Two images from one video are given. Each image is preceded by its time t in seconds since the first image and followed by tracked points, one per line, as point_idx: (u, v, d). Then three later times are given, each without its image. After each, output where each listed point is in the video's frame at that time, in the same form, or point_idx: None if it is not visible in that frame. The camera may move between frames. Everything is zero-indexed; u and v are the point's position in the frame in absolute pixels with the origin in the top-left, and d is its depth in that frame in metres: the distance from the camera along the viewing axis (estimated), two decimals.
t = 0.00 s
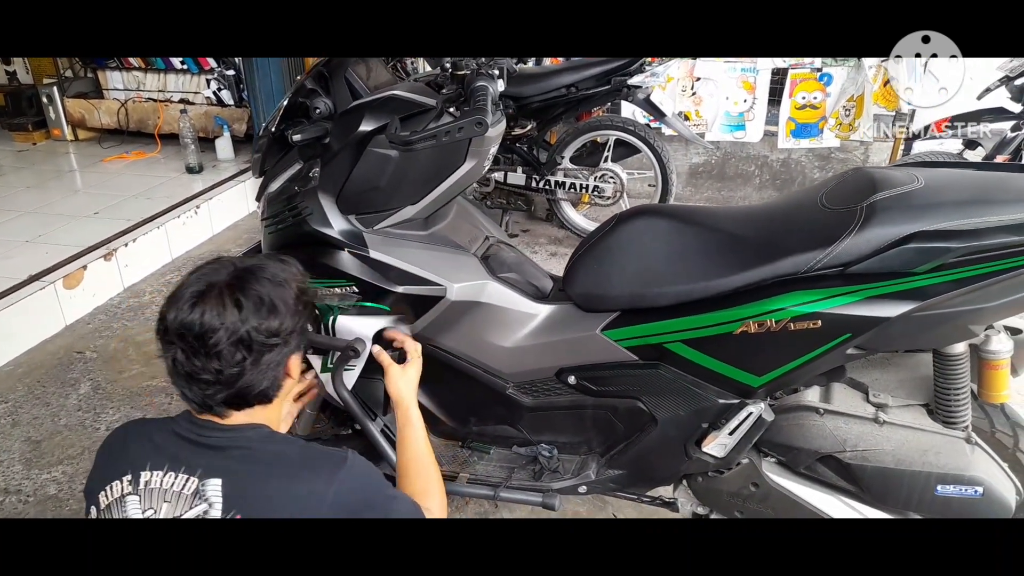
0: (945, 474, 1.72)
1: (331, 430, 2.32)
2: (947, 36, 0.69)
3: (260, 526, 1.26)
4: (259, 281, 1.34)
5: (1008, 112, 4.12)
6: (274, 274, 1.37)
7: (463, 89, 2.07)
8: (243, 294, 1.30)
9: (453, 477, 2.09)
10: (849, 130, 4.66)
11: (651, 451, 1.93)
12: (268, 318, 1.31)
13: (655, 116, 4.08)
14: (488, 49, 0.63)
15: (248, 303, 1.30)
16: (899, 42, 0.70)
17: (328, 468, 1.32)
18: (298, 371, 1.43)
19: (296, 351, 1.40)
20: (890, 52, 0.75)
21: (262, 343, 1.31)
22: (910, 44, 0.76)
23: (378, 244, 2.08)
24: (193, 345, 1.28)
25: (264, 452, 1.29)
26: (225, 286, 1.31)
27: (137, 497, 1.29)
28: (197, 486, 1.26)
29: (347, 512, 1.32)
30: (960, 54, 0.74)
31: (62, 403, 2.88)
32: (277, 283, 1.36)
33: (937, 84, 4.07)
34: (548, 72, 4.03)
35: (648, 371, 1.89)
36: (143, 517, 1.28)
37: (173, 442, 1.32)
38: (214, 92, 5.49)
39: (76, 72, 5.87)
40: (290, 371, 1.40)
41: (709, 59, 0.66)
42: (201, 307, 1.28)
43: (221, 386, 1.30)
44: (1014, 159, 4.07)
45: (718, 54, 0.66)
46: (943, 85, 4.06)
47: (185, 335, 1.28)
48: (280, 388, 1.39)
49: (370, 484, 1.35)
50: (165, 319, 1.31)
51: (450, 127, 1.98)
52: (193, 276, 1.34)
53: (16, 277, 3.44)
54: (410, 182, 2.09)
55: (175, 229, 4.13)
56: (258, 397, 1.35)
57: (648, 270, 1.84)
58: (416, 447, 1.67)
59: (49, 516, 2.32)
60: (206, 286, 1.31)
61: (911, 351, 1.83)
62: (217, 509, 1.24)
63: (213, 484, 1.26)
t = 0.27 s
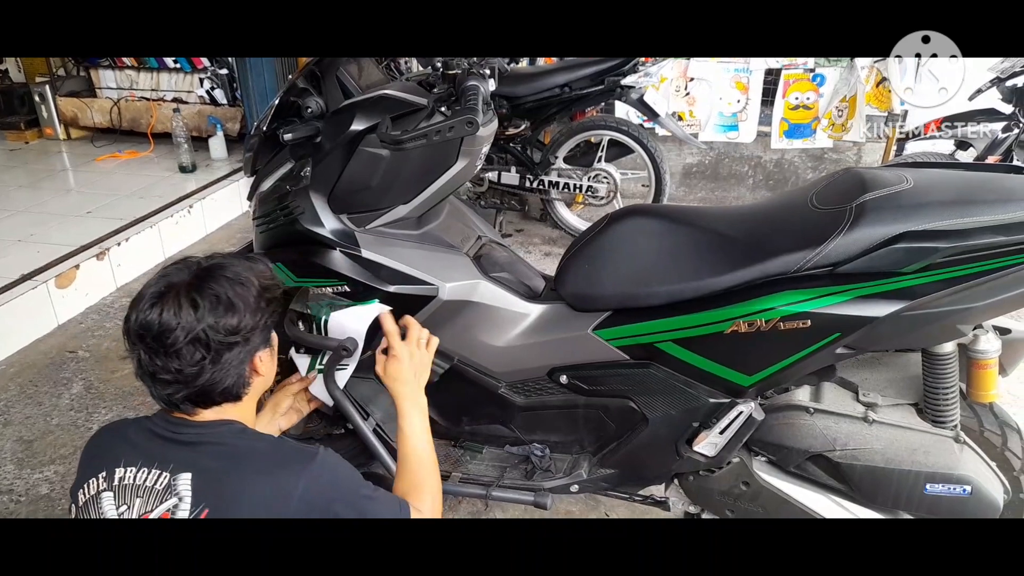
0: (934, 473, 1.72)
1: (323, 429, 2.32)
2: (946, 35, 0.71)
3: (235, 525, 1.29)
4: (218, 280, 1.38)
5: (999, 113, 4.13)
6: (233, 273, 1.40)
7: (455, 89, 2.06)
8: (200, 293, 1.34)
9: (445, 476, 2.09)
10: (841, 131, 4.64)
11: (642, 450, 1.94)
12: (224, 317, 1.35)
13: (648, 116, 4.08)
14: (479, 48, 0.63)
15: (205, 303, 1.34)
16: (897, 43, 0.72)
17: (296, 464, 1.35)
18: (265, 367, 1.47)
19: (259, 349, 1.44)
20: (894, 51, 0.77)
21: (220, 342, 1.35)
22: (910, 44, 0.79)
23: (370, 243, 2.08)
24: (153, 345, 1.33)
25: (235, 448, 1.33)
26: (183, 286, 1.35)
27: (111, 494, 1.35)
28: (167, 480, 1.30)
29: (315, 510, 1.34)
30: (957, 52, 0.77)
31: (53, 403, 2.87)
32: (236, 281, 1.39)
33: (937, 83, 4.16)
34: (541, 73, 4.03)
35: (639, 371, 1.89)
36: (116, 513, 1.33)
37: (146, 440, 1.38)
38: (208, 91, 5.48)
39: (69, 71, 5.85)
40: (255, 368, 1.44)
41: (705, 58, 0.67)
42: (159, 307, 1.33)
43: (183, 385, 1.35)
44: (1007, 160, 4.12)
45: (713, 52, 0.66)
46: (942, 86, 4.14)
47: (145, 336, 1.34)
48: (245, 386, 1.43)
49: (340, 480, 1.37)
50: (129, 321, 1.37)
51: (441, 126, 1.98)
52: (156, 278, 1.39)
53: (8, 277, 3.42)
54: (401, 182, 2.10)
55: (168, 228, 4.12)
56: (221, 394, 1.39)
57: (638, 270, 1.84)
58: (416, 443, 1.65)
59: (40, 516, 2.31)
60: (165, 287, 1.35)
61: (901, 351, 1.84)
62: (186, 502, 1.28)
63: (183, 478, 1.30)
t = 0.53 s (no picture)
0: (934, 471, 1.73)
1: (325, 428, 2.34)
2: (947, 34, 0.71)
3: (236, 524, 1.31)
4: (209, 279, 1.40)
5: (1000, 112, 4.12)
6: (225, 273, 1.43)
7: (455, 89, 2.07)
8: (189, 291, 1.37)
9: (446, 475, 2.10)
10: (842, 130, 4.65)
11: (642, 448, 1.94)
12: (211, 315, 1.37)
13: (649, 116, 4.09)
14: (479, 49, 0.64)
15: (193, 300, 1.37)
16: (898, 42, 0.72)
17: (288, 457, 1.36)
18: (257, 368, 1.47)
19: (250, 350, 1.44)
20: (894, 51, 0.77)
21: (206, 340, 1.37)
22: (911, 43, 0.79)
23: (371, 243, 2.09)
24: (144, 341, 1.37)
25: (227, 444, 1.35)
26: (175, 285, 1.38)
27: (110, 492, 1.36)
28: (165, 477, 1.33)
29: (307, 502, 1.35)
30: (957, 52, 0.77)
31: (58, 402, 2.88)
32: (226, 281, 1.41)
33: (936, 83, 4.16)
34: (543, 73, 4.04)
35: (639, 370, 1.90)
36: (115, 510, 1.35)
37: (145, 438, 1.40)
38: (211, 91, 5.44)
39: (73, 72, 5.87)
40: (246, 368, 1.45)
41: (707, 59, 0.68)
42: (151, 304, 1.37)
43: (172, 382, 1.38)
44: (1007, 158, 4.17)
45: (712, 53, 0.67)
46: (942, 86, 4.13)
47: (138, 332, 1.37)
48: (236, 386, 1.44)
49: (334, 472, 1.38)
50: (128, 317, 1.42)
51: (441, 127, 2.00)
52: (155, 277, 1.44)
53: (12, 277, 3.44)
54: (402, 182, 2.10)
55: (172, 228, 4.14)
56: (209, 392, 1.40)
57: (638, 269, 1.85)
58: (428, 435, 1.66)
59: (45, 515, 2.33)
60: (160, 285, 1.39)
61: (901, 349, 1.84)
62: (183, 498, 1.31)
63: (180, 474, 1.32)
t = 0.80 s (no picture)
0: (929, 471, 1.73)
1: (322, 427, 2.34)
2: (947, 35, 0.72)
3: (234, 525, 1.31)
4: (208, 277, 1.41)
5: (998, 113, 4.15)
6: (225, 271, 1.43)
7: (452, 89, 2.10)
8: (188, 289, 1.38)
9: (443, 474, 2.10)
10: (841, 131, 4.66)
11: (639, 448, 1.95)
12: (208, 312, 1.37)
13: (647, 116, 4.09)
14: (477, 50, 0.65)
15: (191, 297, 1.38)
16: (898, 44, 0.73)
17: (281, 456, 1.35)
18: (253, 368, 1.47)
19: (247, 349, 1.44)
20: (893, 52, 0.78)
21: (202, 337, 1.37)
22: (910, 44, 0.79)
23: (369, 242, 2.10)
24: (142, 335, 1.38)
25: (221, 443, 1.35)
26: (174, 282, 1.39)
27: (105, 489, 1.37)
28: (161, 474, 1.33)
29: (298, 503, 1.34)
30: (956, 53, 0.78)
31: (55, 400, 2.88)
32: (225, 279, 1.42)
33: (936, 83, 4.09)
34: (541, 73, 4.04)
35: (635, 369, 1.91)
36: (110, 507, 1.35)
37: (141, 435, 1.40)
38: (209, 91, 5.47)
39: (72, 71, 5.87)
40: (242, 367, 1.45)
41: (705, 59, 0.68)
42: (151, 299, 1.38)
43: (167, 378, 1.38)
44: (1005, 160, 4.16)
45: (711, 53, 0.68)
46: (942, 86, 4.07)
47: (137, 326, 1.39)
48: (231, 385, 1.44)
49: (327, 473, 1.37)
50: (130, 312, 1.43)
51: (438, 126, 2.00)
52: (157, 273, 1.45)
53: (10, 275, 3.44)
54: (400, 181, 2.11)
55: (170, 227, 4.14)
56: (204, 390, 1.41)
57: (635, 269, 1.85)
58: (418, 444, 1.62)
59: (42, 513, 2.33)
60: (160, 280, 1.41)
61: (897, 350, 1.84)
62: (177, 495, 1.31)
63: (175, 471, 1.33)
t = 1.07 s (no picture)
0: (928, 470, 1.73)
1: (322, 426, 2.34)
2: (946, 34, 0.72)
3: (233, 524, 1.32)
4: (215, 274, 1.43)
5: (997, 112, 4.15)
6: (231, 270, 1.45)
7: (450, 88, 2.11)
8: (195, 284, 1.40)
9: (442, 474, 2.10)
10: (840, 130, 4.64)
11: (638, 447, 1.95)
12: (214, 307, 1.39)
13: (647, 116, 4.07)
14: (474, 49, 0.65)
15: (198, 293, 1.39)
16: (898, 42, 0.73)
17: (276, 455, 1.36)
18: (254, 367, 1.48)
19: (250, 347, 1.45)
20: (894, 51, 0.78)
21: (207, 332, 1.38)
22: (911, 43, 0.80)
23: (368, 241, 2.10)
24: (146, 330, 1.38)
25: (217, 443, 1.35)
26: (180, 278, 1.41)
27: (103, 490, 1.37)
28: (157, 475, 1.33)
29: (294, 502, 1.34)
30: (957, 52, 0.79)
31: (55, 400, 2.89)
32: (231, 277, 1.44)
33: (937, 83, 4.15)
34: (541, 72, 4.04)
35: (634, 369, 1.91)
36: (108, 508, 1.36)
37: (138, 437, 1.40)
38: (209, 91, 5.46)
39: (71, 71, 5.87)
40: (243, 366, 1.45)
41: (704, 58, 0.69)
42: (157, 294, 1.39)
43: (169, 373, 1.38)
44: (1005, 159, 4.13)
45: (712, 51, 0.69)
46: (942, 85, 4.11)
47: (141, 321, 1.39)
48: (232, 383, 1.44)
49: (322, 470, 1.37)
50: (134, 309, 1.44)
51: (436, 125, 1.97)
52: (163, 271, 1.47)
53: (10, 275, 3.44)
54: (399, 180, 2.11)
55: (169, 227, 4.14)
56: (204, 387, 1.40)
57: (634, 269, 1.85)
58: (421, 443, 1.61)
59: (42, 513, 2.33)
60: (167, 277, 1.42)
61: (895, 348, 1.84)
62: (173, 496, 1.31)
63: (171, 472, 1.33)
